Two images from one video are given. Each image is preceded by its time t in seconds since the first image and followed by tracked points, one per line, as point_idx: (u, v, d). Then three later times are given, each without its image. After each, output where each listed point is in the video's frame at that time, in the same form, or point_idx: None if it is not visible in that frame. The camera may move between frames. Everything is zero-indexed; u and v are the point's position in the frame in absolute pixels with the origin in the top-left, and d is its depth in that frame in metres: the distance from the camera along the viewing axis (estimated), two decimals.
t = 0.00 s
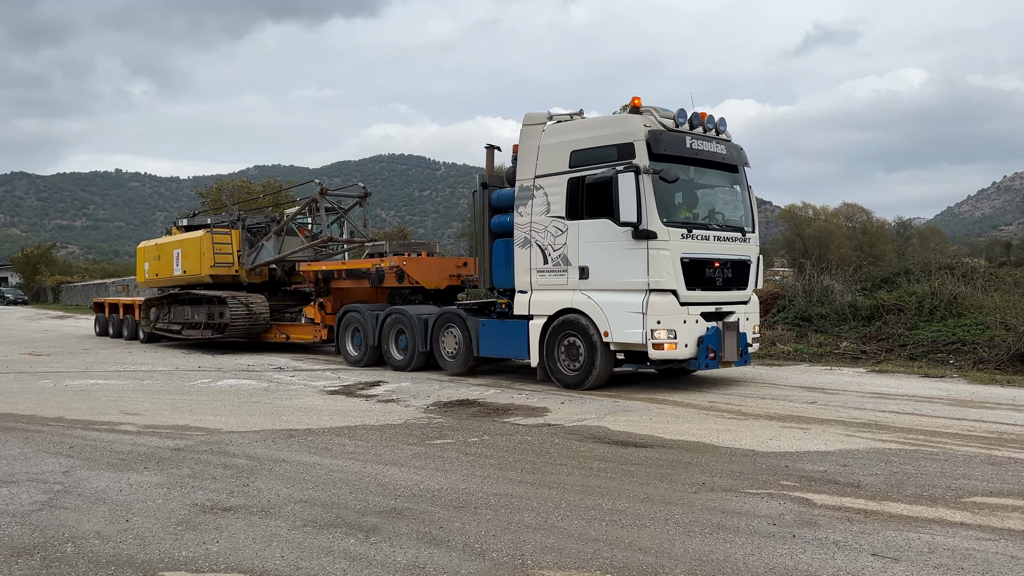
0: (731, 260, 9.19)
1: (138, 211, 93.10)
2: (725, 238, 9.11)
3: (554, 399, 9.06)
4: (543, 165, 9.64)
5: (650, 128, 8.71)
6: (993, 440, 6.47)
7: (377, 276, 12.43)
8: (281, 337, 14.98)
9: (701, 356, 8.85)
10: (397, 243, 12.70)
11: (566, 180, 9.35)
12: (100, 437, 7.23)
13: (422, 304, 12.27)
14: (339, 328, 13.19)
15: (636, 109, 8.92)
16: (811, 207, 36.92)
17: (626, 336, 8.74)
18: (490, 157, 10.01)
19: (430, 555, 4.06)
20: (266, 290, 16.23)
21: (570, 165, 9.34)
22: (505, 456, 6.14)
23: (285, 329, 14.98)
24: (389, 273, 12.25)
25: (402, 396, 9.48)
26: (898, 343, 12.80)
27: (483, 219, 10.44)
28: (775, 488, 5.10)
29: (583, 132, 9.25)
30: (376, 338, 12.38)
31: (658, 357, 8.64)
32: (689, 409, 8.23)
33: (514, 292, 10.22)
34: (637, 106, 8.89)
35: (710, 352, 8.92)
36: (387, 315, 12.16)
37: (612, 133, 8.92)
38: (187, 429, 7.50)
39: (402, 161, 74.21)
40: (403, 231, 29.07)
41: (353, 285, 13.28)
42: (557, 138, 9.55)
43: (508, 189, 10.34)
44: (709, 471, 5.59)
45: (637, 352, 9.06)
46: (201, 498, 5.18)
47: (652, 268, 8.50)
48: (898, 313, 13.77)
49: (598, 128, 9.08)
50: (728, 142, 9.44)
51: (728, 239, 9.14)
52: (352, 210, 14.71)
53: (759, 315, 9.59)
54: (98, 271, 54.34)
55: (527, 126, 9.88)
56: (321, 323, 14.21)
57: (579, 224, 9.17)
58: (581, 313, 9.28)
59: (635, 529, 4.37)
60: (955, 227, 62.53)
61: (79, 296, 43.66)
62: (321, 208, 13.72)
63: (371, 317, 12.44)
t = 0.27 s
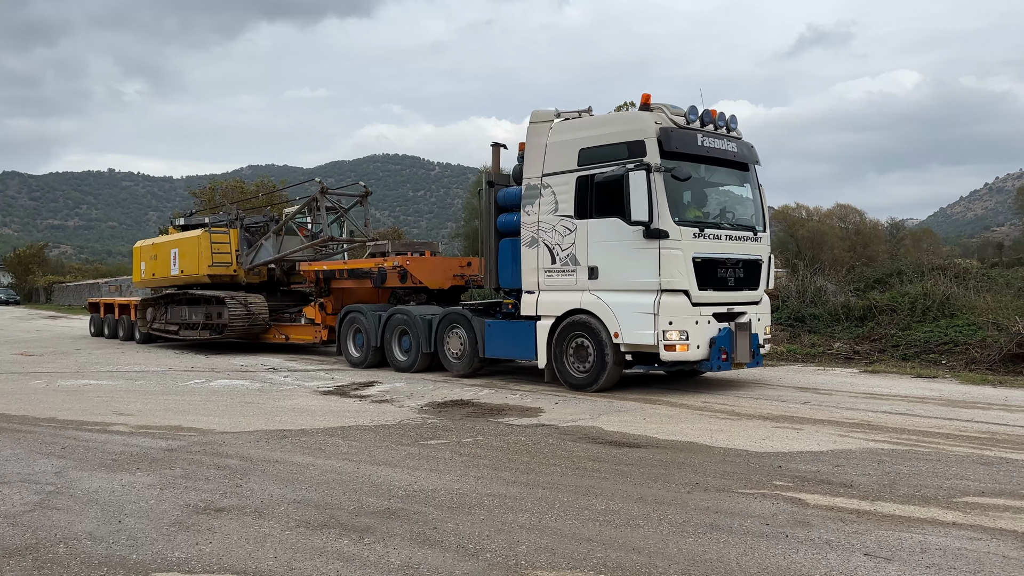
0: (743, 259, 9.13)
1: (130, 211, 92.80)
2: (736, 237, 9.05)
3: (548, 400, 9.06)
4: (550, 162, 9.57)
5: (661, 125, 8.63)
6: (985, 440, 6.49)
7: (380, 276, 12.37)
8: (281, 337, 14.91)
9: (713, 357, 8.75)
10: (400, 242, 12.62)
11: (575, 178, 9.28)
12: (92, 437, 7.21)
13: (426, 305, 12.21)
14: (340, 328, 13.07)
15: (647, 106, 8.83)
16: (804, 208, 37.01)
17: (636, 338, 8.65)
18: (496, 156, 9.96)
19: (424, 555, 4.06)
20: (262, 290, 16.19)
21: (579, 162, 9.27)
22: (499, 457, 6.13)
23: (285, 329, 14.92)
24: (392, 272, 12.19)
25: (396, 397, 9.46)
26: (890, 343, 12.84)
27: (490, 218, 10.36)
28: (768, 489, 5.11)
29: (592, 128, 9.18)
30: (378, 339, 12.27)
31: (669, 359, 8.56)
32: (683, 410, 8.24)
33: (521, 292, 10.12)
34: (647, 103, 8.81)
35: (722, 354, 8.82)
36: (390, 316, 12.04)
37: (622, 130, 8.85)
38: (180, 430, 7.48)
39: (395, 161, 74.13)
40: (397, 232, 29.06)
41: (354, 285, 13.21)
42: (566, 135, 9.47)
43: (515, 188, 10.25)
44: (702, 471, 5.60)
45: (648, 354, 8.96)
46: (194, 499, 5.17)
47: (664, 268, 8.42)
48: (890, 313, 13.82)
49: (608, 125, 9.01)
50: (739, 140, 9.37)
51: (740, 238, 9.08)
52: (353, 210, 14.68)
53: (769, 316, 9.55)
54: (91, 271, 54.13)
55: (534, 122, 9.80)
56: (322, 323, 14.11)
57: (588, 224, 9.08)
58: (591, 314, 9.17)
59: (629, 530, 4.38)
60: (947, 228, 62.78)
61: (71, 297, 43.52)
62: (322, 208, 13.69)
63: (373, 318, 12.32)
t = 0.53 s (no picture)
0: (754, 258, 9.05)
1: (122, 210, 92.45)
2: (748, 235, 8.97)
3: (542, 399, 9.07)
4: (558, 159, 9.49)
5: (672, 122, 8.55)
6: (975, 439, 6.52)
7: (381, 275, 12.27)
8: (280, 337, 14.88)
9: (726, 358, 8.68)
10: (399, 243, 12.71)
11: (584, 175, 9.20)
12: (83, 437, 7.18)
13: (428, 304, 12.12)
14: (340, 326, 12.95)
15: (658, 102, 8.74)
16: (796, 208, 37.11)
17: (647, 337, 8.58)
18: (501, 153, 9.94)
19: (416, 555, 4.06)
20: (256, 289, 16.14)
21: (588, 159, 9.19)
22: (492, 456, 6.13)
23: (283, 329, 14.84)
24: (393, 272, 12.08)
25: (389, 396, 9.45)
26: (882, 343, 12.88)
27: (496, 215, 10.28)
28: (760, 487, 5.13)
29: (602, 124, 9.08)
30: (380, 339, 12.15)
31: (681, 359, 8.49)
32: (676, 409, 8.26)
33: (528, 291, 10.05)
34: (658, 99, 8.71)
35: (736, 354, 8.75)
36: (392, 316, 11.93)
37: (632, 126, 8.76)
38: (171, 429, 7.46)
39: (388, 160, 74.03)
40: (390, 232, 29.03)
41: (355, 284, 13.11)
42: (575, 131, 9.38)
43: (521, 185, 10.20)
44: (694, 470, 5.61)
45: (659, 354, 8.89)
46: (185, 499, 5.15)
47: (676, 267, 8.34)
48: (882, 313, 13.86)
49: (618, 121, 8.91)
50: (750, 137, 9.28)
51: (751, 236, 9.00)
52: (352, 208, 14.69)
53: (781, 315, 9.46)
54: (82, 270, 53.91)
55: (541, 119, 9.71)
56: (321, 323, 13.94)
57: (597, 222, 9.00)
58: (604, 316, 9.02)
59: (621, 529, 4.38)
60: (938, 229, 63.05)
61: (61, 296, 43.33)
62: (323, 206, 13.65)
63: (374, 317, 12.20)
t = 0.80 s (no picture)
0: (766, 256, 8.98)
1: (112, 208, 92.04)
2: (760, 233, 8.89)
3: (533, 398, 9.07)
4: (566, 156, 9.37)
5: (684, 116, 8.45)
6: (964, 438, 6.56)
7: (382, 274, 12.15)
8: (276, 336, 14.76)
9: (739, 358, 8.63)
10: (402, 240, 12.58)
11: (593, 172, 9.09)
12: (73, 437, 7.15)
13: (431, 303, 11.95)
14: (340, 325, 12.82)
15: (669, 97, 8.63)
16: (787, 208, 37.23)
17: (659, 337, 8.48)
18: (506, 149, 9.91)
19: (408, 554, 4.05)
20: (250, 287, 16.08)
21: (597, 156, 9.08)
22: (483, 455, 6.13)
23: (279, 328, 14.75)
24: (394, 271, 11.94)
25: (381, 395, 9.43)
26: (872, 342, 12.94)
27: (501, 213, 10.17)
28: (750, 486, 5.15)
29: (611, 120, 8.97)
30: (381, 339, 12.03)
31: (693, 359, 8.41)
32: (667, 408, 8.27)
33: (534, 291, 9.93)
34: (669, 94, 8.59)
35: (748, 354, 8.70)
36: (395, 316, 11.81)
37: (643, 122, 8.65)
38: (162, 429, 7.43)
39: (380, 159, 73.94)
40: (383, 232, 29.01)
41: (355, 284, 13.00)
42: (582, 127, 9.26)
43: (526, 182, 10.07)
44: (685, 469, 5.63)
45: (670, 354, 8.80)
46: (176, 498, 5.14)
47: (689, 265, 8.26)
48: (872, 312, 13.91)
49: (628, 116, 8.80)
50: (762, 133, 9.18)
51: (763, 234, 8.92)
52: (352, 206, 14.57)
53: (792, 314, 9.38)
54: (72, 269, 53.64)
55: (548, 115, 9.59)
56: (320, 322, 13.82)
57: (607, 219, 8.91)
58: (615, 317, 8.91)
59: (613, 527, 4.39)
60: (928, 228, 63.37)
61: (50, 296, 43.12)
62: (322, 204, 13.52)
63: (376, 317, 12.08)
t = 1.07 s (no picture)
0: (780, 255, 8.83)
1: (101, 207, 91.59)
2: (772, 231, 8.76)
3: (524, 397, 9.07)
4: (575, 152, 9.23)
5: (697, 113, 8.29)
6: (953, 436, 6.60)
7: (382, 272, 12.05)
8: (274, 336, 14.69)
9: (753, 358, 8.49)
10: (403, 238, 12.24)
11: (603, 169, 8.94)
12: (62, 436, 7.11)
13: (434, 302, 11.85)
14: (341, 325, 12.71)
15: (680, 92, 8.48)
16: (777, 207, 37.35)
17: (671, 338, 8.32)
18: (512, 148, 9.85)
19: (398, 553, 4.05)
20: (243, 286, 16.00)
21: (607, 152, 8.93)
22: (474, 454, 6.12)
23: (277, 327, 14.64)
24: (396, 269, 11.85)
25: (372, 395, 9.41)
26: (861, 341, 13.00)
27: (508, 211, 10.03)
28: (740, 484, 5.16)
29: (623, 116, 8.81)
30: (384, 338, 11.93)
31: (707, 360, 8.25)
32: (658, 406, 8.29)
33: (541, 289, 9.83)
34: (680, 89, 8.44)
35: (762, 354, 8.58)
36: (398, 314, 11.70)
37: (656, 118, 8.49)
38: (152, 428, 7.40)
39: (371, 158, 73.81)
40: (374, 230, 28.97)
41: (355, 283, 12.93)
42: (593, 123, 9.11)
43: (533, 180, 9.96)
44: (676, 467, 5.64)
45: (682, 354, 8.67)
46: (165, 498, 5.11)
47: (703, 264, 8.09)
48: (862, 311, 13.96)
49: (640, 112, 8.65)
50: (774, 129, 9.06)
51: (776, 232, 8.79)
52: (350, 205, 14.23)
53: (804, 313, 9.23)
54: (61, 268, 53.35)
55: (557, 111, 9.44)
56: (320, 321, 13.80)
57: (616, 217, 8.75)
58: (628, 317, 8.73)
59: (604, 526, 4.39)
60: (917, 228, 63.68)
61: (37, 295, 42.89)
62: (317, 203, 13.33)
63: (378, 316, 11.99)
